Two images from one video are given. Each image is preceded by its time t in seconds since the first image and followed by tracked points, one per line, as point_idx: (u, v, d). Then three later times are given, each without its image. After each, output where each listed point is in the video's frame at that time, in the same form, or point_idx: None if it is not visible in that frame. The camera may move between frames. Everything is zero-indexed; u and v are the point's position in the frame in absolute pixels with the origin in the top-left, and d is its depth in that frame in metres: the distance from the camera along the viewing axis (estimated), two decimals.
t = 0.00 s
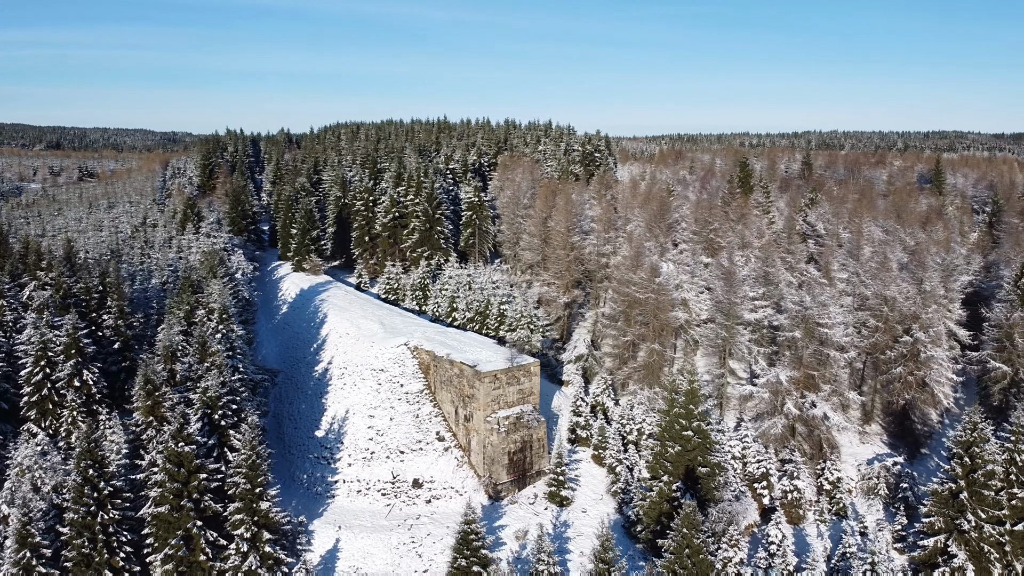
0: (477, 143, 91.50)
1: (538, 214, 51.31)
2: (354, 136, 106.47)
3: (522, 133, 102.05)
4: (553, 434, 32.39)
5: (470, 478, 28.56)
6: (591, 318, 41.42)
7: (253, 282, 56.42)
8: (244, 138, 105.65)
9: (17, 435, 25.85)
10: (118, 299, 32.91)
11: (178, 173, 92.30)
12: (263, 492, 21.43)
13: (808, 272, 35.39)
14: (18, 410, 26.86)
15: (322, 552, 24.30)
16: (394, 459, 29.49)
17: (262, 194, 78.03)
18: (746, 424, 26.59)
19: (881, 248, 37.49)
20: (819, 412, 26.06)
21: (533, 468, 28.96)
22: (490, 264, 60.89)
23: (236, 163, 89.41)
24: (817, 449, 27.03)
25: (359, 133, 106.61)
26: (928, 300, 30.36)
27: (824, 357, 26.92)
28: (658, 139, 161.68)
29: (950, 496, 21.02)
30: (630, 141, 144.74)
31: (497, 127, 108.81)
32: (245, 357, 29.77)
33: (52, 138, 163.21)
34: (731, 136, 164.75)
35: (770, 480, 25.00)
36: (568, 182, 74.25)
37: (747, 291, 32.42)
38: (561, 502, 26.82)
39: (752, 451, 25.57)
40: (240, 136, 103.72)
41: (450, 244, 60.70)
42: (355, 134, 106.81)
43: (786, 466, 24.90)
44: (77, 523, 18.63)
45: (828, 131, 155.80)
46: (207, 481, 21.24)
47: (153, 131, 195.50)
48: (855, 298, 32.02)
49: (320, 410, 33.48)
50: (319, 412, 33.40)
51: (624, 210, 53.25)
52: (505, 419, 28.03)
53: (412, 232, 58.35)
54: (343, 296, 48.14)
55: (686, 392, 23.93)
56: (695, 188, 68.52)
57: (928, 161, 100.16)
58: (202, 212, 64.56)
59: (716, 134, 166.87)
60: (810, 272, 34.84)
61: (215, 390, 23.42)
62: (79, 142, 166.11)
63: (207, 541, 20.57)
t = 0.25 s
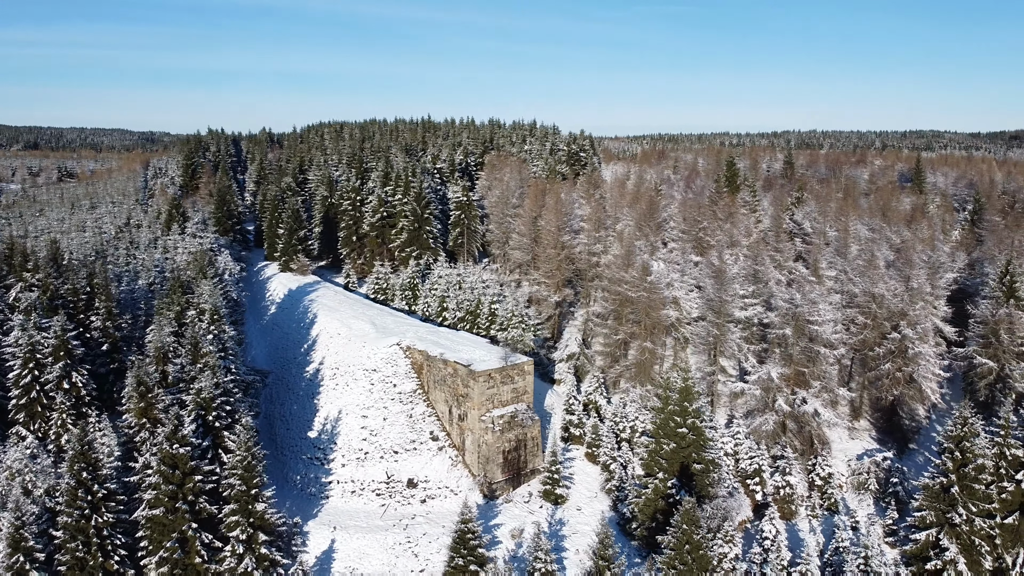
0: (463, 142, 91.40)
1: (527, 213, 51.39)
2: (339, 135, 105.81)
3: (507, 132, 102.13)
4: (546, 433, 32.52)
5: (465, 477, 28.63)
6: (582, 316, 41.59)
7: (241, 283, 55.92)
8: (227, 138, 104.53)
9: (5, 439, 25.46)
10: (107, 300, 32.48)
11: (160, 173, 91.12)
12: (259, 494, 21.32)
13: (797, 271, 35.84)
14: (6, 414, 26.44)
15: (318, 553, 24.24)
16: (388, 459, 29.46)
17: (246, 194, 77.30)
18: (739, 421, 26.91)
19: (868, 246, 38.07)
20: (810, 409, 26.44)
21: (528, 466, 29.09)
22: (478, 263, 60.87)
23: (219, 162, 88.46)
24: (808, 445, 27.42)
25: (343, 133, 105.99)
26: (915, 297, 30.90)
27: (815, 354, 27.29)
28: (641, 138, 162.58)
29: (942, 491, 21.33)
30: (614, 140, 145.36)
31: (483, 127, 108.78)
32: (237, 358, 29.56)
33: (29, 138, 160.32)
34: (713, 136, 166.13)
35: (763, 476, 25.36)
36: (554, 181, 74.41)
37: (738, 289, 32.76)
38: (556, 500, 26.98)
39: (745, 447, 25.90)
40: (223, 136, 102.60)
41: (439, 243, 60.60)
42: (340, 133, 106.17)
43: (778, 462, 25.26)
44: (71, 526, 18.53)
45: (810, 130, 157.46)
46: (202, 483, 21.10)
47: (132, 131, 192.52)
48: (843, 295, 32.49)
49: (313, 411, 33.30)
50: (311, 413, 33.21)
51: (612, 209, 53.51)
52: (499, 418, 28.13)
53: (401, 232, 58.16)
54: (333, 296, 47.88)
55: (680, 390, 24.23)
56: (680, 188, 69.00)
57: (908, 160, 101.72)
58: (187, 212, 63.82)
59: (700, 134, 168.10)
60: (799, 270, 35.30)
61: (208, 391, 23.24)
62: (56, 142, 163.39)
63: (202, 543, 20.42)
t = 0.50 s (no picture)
0: (449, 142, 91.25)
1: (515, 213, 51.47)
2: (324, 135, 105.13)
3: (493, 132, 102.15)
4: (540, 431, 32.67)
5: (459, 477, 28.72)
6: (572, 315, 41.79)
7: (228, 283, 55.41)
8: (210, 137, 103.38)
9: None
10: (95, 301, 32.06)
11: (142, 173, 89.90)
12: (254, 495, 21.23)
13: (785, 269, 36.30)
14: None
15: (313, 554, 24.17)
16: (382, 459, 29.44)
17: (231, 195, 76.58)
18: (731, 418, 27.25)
19: (854, 245, 38.67)
20: (801, 405, 26.83)
21: (522, 465, 29.24)
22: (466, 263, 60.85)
23: (202, 162, 87.46)
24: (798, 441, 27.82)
25: (328, 132, 105.33)
26: (902, 295, 31.46)
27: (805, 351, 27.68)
28: (625, 138, 163.40)
29: (932, 485, 21.69)
30: (598, 140, 145.88)
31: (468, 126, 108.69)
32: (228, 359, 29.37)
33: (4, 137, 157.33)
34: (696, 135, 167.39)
35: (755, 472, 25.75)
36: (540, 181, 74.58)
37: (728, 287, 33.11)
38: (551, 498, 27.15)
39: (737, 444, 26.26)
40: (204, 135, 101.42)
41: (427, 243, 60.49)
42: (324, 133, 105.46)
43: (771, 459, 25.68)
44: (64, 530, 18.35)
45: (791, 130, 159.57)
46: (197, 485, 20.98)
47: (112, 131, 189.62)
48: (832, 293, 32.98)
49: (305, 412, 33.12)
50: (303, 414, 33.03)
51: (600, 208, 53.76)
52: (493, 417, 28.24)
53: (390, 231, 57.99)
54: (322, 296, 47.60)
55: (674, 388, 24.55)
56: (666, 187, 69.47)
57: (888, 159, 103.39)
58: (172, 212, 63.05)
59: (683, 134, 169.47)
60: (787, 268, 35.75)
61: (202, 393, 23.07)
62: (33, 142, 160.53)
63: (197, 546, 20.29)
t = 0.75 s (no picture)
0: (435, 141, 91.04)
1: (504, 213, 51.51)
2: (308, 134, 104.42)
3: (478, 132, 102.06)
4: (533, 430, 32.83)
5: (454, 477, 28.80)
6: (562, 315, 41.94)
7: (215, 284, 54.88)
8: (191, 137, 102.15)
9: None
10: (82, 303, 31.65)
11: (123, 174, 88.64)
12: (249, 497, 21.13)
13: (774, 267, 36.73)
14: None
15: (309, 556, 24.12)
16: (376, 460, 29.42)
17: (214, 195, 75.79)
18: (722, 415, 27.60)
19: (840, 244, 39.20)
20: (792, 402, 27.21)
21: (516, 464, 29.41)
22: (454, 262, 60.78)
23: (185, 162, 86.43)
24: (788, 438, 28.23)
25: (312, 132, 104.54)
26: (890, 292, 31.99)
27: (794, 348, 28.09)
28: (609, 138, 164.03)
29: (924, 480, 22.17)
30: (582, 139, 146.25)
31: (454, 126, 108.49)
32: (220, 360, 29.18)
33: None
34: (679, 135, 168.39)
35: (747, 469, 26.19)
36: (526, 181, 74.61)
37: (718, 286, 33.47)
38: (545, 497, 27.33)
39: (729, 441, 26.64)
40: (186, 135, 100.21)
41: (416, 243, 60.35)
42: (308, 132, 104.67)
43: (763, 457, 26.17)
44: (58, 534, 18.20)
45: (772, 129, 161.54)
46: (191, 487, 20.87)
47: (90, 131, 186.70)
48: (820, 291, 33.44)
49: (296, 413, 32.95)
50: (295, 415, 32.86)
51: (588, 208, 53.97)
52: (488, 416, 28.35)
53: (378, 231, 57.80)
54: (311, 297, 47.31)
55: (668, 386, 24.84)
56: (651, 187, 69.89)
57: (869, 159, 105.00)
58: (156, 213, 62.30)
59: (666, 134, 170.60)
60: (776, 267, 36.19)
61: (195, 395, 22.92)
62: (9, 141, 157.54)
63: (192, 549, 20.18)
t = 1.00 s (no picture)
0: (419, 141, 90.67)
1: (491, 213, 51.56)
2: (291, 134, 103.56)
3: (463, 132, 101.86)
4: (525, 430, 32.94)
5: (448, 477, 28.84)
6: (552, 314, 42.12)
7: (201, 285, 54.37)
8: (172, 136, 100.77)
9: None
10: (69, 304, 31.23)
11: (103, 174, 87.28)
12: (244, 499, 21.06)
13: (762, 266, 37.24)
14: None
15: (303, 557, 24.06)
16: (369, 460, 29.39)
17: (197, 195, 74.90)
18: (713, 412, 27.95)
19: (825, 243, 39.83)
20: (781, 399, 27.64)
21: (510, 464, 29.54)
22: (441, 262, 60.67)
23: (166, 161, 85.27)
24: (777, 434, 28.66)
25: (295, 132, 103.68)
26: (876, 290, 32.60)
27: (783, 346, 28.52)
28: (592, 137, 164.59)
29: (914, 475, 22.73)
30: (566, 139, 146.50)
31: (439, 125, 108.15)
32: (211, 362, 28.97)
33: None
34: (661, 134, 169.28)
35: (738, 465, 26.49)
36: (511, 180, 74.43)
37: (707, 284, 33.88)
38: (539, 495, 27.51)
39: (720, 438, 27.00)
40: (167, 135, 98.83)
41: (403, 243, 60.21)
42: (291, 132, 103.75)
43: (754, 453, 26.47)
44: (51, 538, 18.00)
45: (753, 129, 163.22)
46: (186, 490, 20.75)
47: (67, 131, 183.42)
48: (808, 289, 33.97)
49: (288, 415, 32.77)
50: (286, 416, 32.68)
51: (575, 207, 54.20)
52: (481, 416, 28.46)
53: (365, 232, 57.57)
54: (300, 297, 47.02)
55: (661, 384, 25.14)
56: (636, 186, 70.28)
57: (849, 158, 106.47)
58: (139, 213, 61.48)
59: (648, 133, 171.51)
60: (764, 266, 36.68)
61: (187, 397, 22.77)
62: None
63: (187, 552, 20.09)
